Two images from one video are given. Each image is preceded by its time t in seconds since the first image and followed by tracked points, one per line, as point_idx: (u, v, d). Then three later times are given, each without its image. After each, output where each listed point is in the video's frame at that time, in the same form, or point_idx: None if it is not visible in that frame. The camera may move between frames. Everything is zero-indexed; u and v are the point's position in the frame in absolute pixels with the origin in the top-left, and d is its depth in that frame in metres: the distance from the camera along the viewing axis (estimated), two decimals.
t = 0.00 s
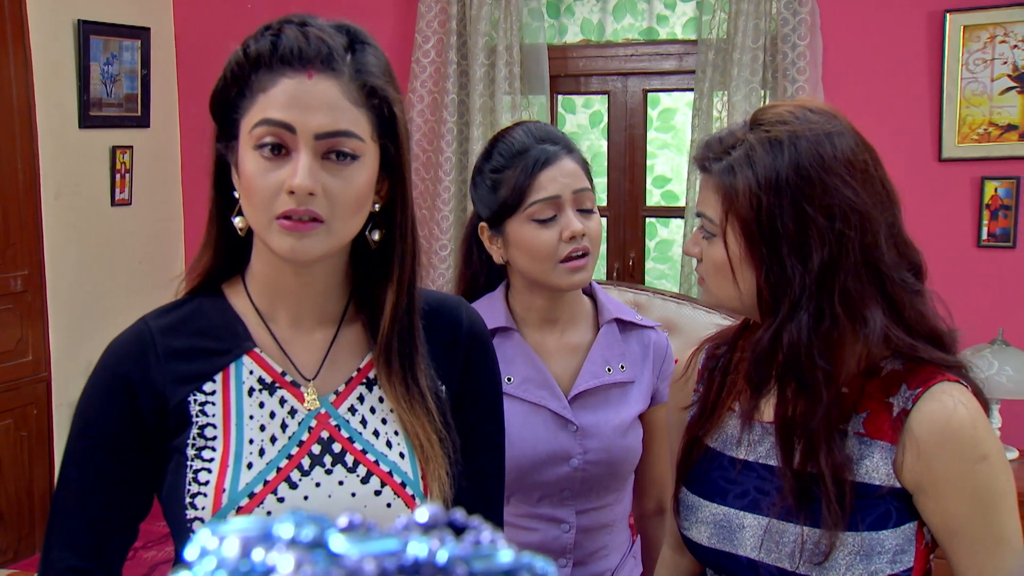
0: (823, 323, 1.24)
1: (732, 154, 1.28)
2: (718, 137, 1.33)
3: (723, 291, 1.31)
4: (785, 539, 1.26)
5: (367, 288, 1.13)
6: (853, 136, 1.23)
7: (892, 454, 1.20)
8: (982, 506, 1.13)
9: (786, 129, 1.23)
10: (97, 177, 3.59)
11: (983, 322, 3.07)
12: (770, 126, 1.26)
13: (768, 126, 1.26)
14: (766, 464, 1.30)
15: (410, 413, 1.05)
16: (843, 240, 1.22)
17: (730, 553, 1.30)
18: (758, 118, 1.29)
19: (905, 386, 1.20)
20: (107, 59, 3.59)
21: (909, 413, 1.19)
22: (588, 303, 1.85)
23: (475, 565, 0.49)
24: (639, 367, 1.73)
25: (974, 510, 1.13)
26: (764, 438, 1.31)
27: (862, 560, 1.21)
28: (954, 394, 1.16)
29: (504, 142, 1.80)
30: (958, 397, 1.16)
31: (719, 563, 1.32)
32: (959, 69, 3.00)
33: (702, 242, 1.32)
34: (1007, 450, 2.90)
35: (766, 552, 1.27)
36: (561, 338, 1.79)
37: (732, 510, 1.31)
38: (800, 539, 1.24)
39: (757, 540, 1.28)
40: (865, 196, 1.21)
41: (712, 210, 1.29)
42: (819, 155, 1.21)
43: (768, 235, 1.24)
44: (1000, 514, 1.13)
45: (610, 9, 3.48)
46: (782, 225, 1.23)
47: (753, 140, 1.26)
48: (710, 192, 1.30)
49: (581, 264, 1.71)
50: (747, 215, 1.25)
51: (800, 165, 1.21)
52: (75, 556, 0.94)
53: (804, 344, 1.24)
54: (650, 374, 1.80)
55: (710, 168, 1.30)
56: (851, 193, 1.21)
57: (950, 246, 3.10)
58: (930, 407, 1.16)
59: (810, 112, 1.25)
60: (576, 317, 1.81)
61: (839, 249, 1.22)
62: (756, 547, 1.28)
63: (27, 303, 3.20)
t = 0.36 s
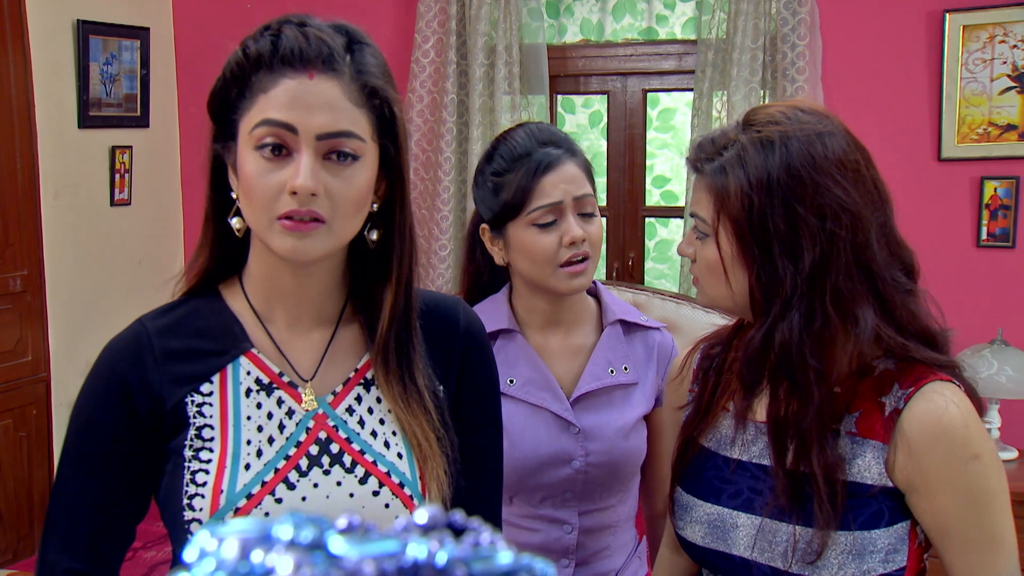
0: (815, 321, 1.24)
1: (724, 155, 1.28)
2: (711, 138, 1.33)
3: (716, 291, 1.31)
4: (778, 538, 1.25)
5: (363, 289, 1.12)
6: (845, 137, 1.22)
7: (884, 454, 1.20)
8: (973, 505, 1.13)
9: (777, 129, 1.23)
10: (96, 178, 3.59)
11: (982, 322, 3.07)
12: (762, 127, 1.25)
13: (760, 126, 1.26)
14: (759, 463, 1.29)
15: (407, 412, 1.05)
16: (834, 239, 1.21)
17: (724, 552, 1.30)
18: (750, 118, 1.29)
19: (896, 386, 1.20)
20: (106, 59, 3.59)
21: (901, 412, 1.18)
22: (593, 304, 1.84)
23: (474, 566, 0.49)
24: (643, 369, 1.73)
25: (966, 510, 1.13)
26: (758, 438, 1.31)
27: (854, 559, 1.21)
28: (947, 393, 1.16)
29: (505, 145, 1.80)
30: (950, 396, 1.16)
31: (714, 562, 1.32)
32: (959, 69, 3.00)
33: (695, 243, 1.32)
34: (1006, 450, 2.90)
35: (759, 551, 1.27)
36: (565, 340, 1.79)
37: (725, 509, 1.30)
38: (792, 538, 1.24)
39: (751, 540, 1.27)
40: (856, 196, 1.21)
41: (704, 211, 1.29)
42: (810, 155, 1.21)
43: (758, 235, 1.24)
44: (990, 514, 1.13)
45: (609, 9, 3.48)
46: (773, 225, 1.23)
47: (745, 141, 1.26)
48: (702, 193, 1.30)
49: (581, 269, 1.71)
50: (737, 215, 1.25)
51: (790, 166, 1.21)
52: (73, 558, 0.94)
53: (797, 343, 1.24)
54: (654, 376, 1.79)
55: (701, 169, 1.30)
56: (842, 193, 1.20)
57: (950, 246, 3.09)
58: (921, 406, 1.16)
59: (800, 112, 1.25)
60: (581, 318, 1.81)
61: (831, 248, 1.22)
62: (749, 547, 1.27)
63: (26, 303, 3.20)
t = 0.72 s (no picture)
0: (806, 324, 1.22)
1: (715, 155, 1.27)
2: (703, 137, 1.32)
3: (708, 290, 1.30)
4: (770, 537, 1.25)
5: (361, 288, 1.12)
6: (836, 137, 1.21)
7: (875, 454, 1.19)
8: (963, 506, 1.11)
9: (767, 129, 1.22)
10: (94, 177, 3.58)
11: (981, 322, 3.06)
12: (753, 127, 1.24)
13: (751, 126, 1.25)
14: (752, 462, 1.29)
15: (404, 412, 1.04)
16: (824, 239, 1.20)
17: (715, 551, 1.29)
18: (742, 117, 1.28)
19: (888, 385, 1.20)
20: (105, 58, 3.58)
21: (892, 411, 1.18)
22: (601, 307, 1.84)
23: (473, 570, 0.48)
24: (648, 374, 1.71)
25: (956, 511, 1.12)
26: (750, 438, 1.31)
27: (844, 558, 1.20)
28: (938, 393, 1.15)
29: (512, 152, 1.79)
30: (941, 396, 1.15)
31: (704, 560, 1.31)
32: (959, 68, 2.99)
33: (687, 242, 1.32)
34: (1005, 450, 2.89)
35: (750, 550, 1.26)
36: (573, 344, 1.79)
37: (717, 508, 1.30)
38: (783, 537, 1.24)
39: (742, 539, 1.27)
40: (846, 196, 1.20)
41: (696, 210, 1.29)
42: (800, 155, 1.19)
43: (746, 235, 1.23)
44: (981, 515, 1.11)
45: (609, 9, 3.47)
46: (762, 225, 1.22)
47: (736, 140, 1.25)
48: (694, 192, 1.30)
49: (587, 277, 1.71)
50: (727, 215, 1.24)
51: (780, 166, 1.20)
52: (68, 561, 0.93)
53: (785, 343, 1.22)
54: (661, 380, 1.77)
55: (694, 168, 1.30)
56: (832, 194, 1.19)
57: (950, 246, 3.09)
58: (910, 406, 1.16)
59: (792, 112, 1.24)
60: (588, 321, 1.80)
61: (820, 248, 1.20)
62: (741, 546, 1.27)
63: (24, 303, 3.19)
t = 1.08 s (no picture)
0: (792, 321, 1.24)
1: (704, 155, 1.29)
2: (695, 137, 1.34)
3: (697, 289, 1.33)
4: (759, 534, 1.27)
5: (359, 289, 1.13)
6: (824, 138, 1.22)
7: (862, 452, 1.21)
8: (951, 503, 1.14)
9: (755, 130, 1.24)
10: (95, 178, 3.60)
11: (978, 322, 3.08)
12: (742, 127, 1.26)
13: (740, 126, 1.26)
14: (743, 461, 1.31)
15: (403, 412, 1.06)
16: (810, 240, 1.22)
17: (705, 547, 1.32)
18: (732, 118, 1.29)
19: (876, 385, 1.22)
20: (106, 60, 3.60)
21: (880, 410, 1.20)
22: (604, 306, 1.85)
23: (472, 569, 0.50)
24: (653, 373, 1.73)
25: (944, 509, 1.14)
26: (740, 436, 1.33)
27: (831, 556, 1.22)
28: (926, 393, 1.17)
29: (518, 147, 1.81)
30: (929, 396, 1.17)
31: (695, 556, 1.34)
32: (955, 69, 3.01)
33: (678, 242, 1.34)
34: (1001, 449, 2.91)
35: (739, 548, 1.28)
36: (575, 344, 1.80)
37: (707, 505, 1.32)
38: (772, 534, 1.26)
39: (732, 536, 1.29)
40: (833, 196, 1.21)
41: (685, 211, 1.31)
42: (787, 156, 1.21)
43: (733, 235, 1.25)
44: (968, 512, 1.13)
45: (608, 10, 3.49)
46: (749, 225, 1.24)
47: (724, 141, 1.26)
48: (684, 192, 1.32)
49: (589, 272, 1.72)
50: (715, 216, 1.26)
51: (766, 167, 1.22)
52: (68, 561, 0.95)
53: (771, 343, 1.24)
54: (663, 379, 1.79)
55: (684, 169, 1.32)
56: (818, 195, 1.21)
57: (946, 245, 3.11)
58: (898, 406, 1.17)
59: (780, 112, 1.25)
60: (591, 320, 1.82)
61: (806, 249, 1.22)
62: (730, 543, 1.29)
63: (26, 304, 3.21)
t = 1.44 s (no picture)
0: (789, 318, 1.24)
1: (700, 157, 1.29)
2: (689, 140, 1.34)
3: (694, 291, 1.33)
4: (752, 534, 1.27)
5: (357, 288, 1.14)
6: (819, 137, 1.23)
7: (854, 452, 1.22)
8: (943, 503, 1.14)
9: (751, 131, 1.24)
10: (96, 179, 3.60)
11: (977, 322, 3.09)
12: (737, 129, 1.26)
13: (735, 128, 1.27)
14: (737, 461, 1.31)
15: (401, 412, 1.07)
16: (808, 240, 1.22)
17: (700, 547, 1.33)
18: (726, 119, 1.30)
19: (868, 385, 1.22)
20: (107, 61, 3.61)
21: (872, 410, 1.20)
22: (608, 305, 1.86)
23: (472, 570, 0.50)
24: (656, 371, 1.73)
25: (936, 509, 1.14)
26: (734, 436, 1.33)
27: (824, 556, 1.23)
28: (920, 393, 1.17)
29: (519, 147, 1.82)
30: (922, 395, 1.17)
31: (690, 555, 1.35)
32: (955, 70, 3.01)
33: (674, 245, 1.34)
34: (1001, 449, 2.92)
35: (733, 547, 1.29)
36: (579, 344, 1.81)
37: (702, 505, 1.33)
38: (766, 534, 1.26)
39: (726, 535, 1.30)
40: (830, 195, 1.22)
41: (682, 213, 1.31)
42: (784, 156, 1.22)
43: (731, 236, 1.26)
44: (961, 511, 1.14)
45: (608, 11, 3.50)
46: (747, 226, 1.24)
47: (720, 142, 1.27)
48: (680, 195, 1.32)
49: (592, 267, 1.73)
50: (713, 218, 1.26)
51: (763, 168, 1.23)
52: (67, 561, 0.96)
53: (768, 343, 1.25)
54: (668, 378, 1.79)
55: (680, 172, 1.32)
56: (815, 194, 1.21)
57: (946, 245, 3.11)
58: (890, 406, 1.18)
59: (775, 113, 1.26)
60: (594, 319, 1.83)
61: (804, 249, 1.23)
62: (724, 542, 1.30)
63: (27, 304, 3.21)
